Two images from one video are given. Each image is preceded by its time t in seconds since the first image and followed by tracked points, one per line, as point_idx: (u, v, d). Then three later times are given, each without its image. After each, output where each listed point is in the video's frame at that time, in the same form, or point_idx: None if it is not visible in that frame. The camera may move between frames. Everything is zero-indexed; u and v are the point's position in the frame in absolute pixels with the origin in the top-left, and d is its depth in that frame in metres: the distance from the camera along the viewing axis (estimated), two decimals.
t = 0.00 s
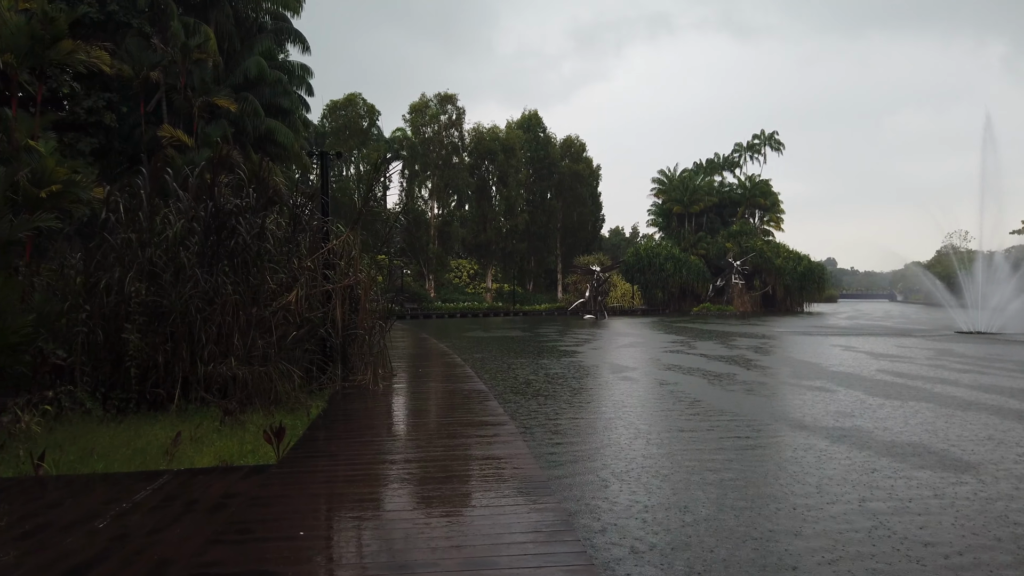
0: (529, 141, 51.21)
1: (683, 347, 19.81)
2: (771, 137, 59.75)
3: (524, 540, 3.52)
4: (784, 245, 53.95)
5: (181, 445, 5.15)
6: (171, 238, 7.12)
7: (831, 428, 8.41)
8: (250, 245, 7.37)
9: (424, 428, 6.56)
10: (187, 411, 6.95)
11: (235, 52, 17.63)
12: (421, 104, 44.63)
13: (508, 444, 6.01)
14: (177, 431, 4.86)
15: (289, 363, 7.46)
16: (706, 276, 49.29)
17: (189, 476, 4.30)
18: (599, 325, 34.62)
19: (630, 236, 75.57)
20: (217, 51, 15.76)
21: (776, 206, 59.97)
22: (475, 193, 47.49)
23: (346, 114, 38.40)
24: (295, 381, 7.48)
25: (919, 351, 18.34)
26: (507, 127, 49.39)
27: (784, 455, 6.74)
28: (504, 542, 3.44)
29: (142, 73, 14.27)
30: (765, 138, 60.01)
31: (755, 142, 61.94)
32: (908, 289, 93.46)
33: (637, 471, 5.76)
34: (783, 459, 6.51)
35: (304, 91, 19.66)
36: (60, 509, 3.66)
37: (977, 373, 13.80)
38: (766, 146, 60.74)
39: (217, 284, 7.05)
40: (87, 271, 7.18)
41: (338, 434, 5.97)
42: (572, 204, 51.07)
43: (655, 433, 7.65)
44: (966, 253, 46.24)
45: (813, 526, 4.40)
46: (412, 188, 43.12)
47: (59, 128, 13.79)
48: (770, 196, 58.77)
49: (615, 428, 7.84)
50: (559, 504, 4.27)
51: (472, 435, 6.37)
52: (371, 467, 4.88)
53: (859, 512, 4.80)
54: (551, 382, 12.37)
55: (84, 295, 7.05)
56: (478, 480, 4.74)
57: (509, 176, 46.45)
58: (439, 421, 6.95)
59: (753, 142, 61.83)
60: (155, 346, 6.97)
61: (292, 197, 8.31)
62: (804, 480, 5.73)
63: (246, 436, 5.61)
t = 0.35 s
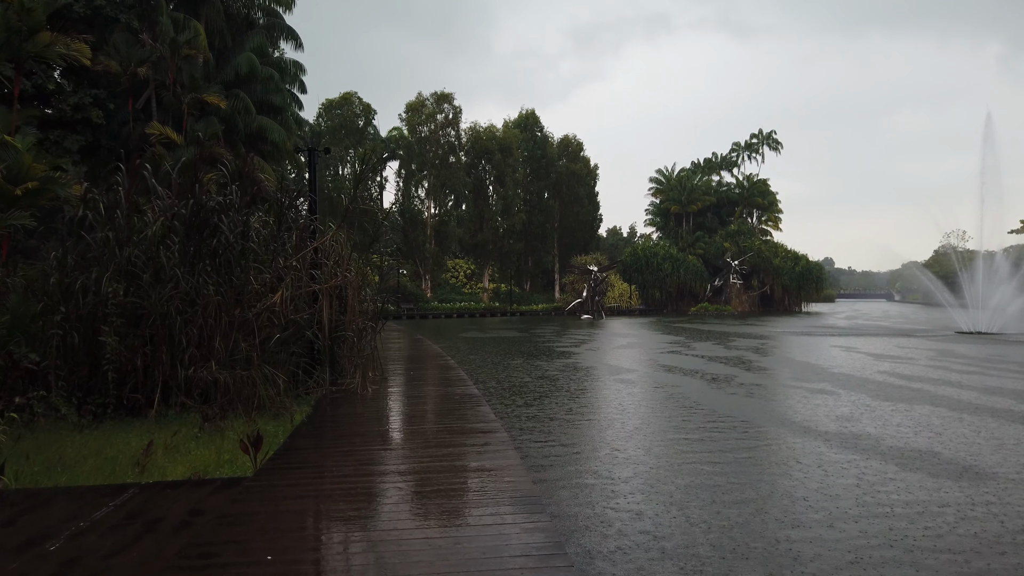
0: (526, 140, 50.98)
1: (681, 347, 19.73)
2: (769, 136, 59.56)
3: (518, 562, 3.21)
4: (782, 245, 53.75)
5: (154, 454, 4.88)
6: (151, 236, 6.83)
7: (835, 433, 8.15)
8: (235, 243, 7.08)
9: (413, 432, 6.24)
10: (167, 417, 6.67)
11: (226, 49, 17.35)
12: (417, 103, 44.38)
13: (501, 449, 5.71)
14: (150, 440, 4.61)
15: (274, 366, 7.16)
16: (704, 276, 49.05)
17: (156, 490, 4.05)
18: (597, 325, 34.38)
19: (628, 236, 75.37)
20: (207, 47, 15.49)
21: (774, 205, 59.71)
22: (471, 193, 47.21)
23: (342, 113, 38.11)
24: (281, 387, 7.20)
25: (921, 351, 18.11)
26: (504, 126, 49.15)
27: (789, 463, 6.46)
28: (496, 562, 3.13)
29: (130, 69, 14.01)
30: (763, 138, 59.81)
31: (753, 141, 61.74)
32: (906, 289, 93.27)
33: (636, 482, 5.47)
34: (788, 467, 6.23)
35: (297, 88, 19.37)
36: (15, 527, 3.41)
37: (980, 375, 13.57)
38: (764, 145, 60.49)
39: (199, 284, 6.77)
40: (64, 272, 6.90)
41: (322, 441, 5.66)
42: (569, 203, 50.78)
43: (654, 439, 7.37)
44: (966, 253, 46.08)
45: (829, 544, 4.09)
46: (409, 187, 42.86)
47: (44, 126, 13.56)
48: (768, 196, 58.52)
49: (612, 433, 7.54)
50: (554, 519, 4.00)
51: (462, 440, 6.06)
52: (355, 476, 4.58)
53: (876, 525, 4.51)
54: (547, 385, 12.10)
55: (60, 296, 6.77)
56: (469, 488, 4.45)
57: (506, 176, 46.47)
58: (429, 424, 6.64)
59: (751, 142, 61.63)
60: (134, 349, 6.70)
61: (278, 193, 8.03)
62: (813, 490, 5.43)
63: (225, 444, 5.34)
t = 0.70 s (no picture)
0: (526, 139, 50.74)
1: (684, 347, 19.45)
2: (770, 135, 59.32)
3: None
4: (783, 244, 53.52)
5: (134, 461, 4.63)
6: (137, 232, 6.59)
7: (846, 435, 7.88)
8: (225, 239, 6.83)
9: (410, 435, 5.99)
10: (155, 418, 6.42)
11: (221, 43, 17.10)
12: (416, 101, 44.11)
13: (500, 454, 5.46)
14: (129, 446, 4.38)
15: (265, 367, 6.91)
16: (704, 275, 48.83)
17: (131, 501, 3.81)
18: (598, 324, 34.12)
19: (628, 235, 75.14)
20: (201, 42, 15.24)
21: (775, 204, 59.44)
22: (471, 191, 46.93)
23: (341, 112, 37.86)
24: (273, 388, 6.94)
25: (926, 351, 17.87)
26: (505, 124, 48.94)
27: (800, 469, 6.21)
28: None
29: (123, 64, 13.78)
30: (764, 136, 59.58)
31: (754, 140, 61.52)
32: (908, 288, 92.98)
33: (643, 491, 5.21)
34: (799, 474, 5.97)
35: (294, 84, 19.12)
36: None
37: (988, 375, 13.34)
38: (765, 144, 60.21)
39: (186, 282, 6.52)
40: (46, 269, 6.66)
41: (314, 445, 5.40)
42: (569, 202, 50.53)
43: (659, 442, 7.11)
44: (969, 253, 45.83)
45: (858, 562, 3.81)
46: (408, 186, 42.60)
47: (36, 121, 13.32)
48: (769, 195, 58.26)
49: (616, 437, 7.28)
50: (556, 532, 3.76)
51: (460, 443, 5.80)
52: (347, 483, 4.33)
53: (903, 539, 4.24)
54: (548, 385, 11.85)
55: (44, 294, 6.53)
56: (468, 497, 4.20)
57: (506, 175, 46.18)
58: (427, 427, 6.39)
59: (752, 140, 61.41)
60: (120, 348, 6.46)
61: (270, 188, 7.76)
62: (829, 499, 5.18)
63: (210, 450, 5.09)
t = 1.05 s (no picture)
0: (526, 138, 50.49)
1: (687, 348, 19.23)
2: (771, 134, 59.06)
3: None
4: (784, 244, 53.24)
5: (115, 473, 4.39)
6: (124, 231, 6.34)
7: (858, 441, 7.63)
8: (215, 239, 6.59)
9: (408, 444, 5.72)
10: (142, 425, 6.17)
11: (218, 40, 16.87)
12: (416, 100, 43.85)
13: (504, 465, 5.19)
14: (109, 457, 4.14)
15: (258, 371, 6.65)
16: (706, 276, 48.56)
17: (107, 519, 3.55)
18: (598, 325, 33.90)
19: (628, 235, 74.80)
20: (197, 38, 15.01)
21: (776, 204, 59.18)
22: (472, 191, 46.68)
23: (341, 110, 37.54)
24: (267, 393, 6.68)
25: (932, 353, 17.62)
26: (505, 124, 48.69)
27: (814, 478, 5.94)
28: None
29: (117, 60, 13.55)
30: (765, 136, 59.30)
31: (755, 139, 61.27)
32: (909, 288, 92.69)
33: (655, 505, 4.94)
34: (816, 484, 5.71)
35: (292, 81, 18.85)
36: None
37: (997, 378, 13.09)
38: (766, 144, 59.95)
39: (175, 282, 6.27)
40: (31, 270, 6.42)
41: (308, 453, 5.13)
42: (570, 202, 50.30)
43: (668, 451, 6.84)
44: (972, 253, 45.58)
45: None
46: (408, 186, 42.39)
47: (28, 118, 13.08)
48: (770, 195, 58.00)
49: (622, 445, 7.01)
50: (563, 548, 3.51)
51: (460, 453, 5.54)
52: (341, 496, 4.09)
53: (935, 556, 3.98)
54: (550, 388, 11.59)
55: (28, 296, 6.29)
56: (469, 512, 3.94)
57: (506, 174, 45.92)
58: (427, 435, 6.12)
59: (753, 140, 61.14)
60: (107, 352, 6.22)
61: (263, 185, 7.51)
62: (849, 511, 4.92)
63: (196, 460, 4.84)
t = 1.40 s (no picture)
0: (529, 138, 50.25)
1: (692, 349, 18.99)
2: (776, 134, 58.74)
3: None
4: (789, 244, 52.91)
5: (94, 484, 4.14)
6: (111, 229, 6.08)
7: (872, 446, 7.36)
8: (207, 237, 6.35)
9: (406, 449, 5.47)
10: (129, 431, 5.92)
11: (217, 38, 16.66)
12: (419, 100, 43.64)
13: (504, 471, 4.92)
14: (86, 468, 3.90)
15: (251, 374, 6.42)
16: (710, 276, 48.25)
17: (75, 537, 3.31)
18: (602, 325, 33.61)
19: (632, 236, 74.45)
20: (195, 35, 14.79)
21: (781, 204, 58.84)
22: (474, 191, 46.45)
23: (343, 109, 37.31)
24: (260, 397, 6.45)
25: (941, 354, 17.32)
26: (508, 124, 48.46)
27: (831, 486, 5.68)
28: None
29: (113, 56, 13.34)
30: (770, 135, 58.98)
31: (759, 139, 60.95)
32: (914, 289, 92.20)
33: (663, 516, 4.70)
34: (832, 493, 5.45)
35: (292, 79, 18.64)
36: None
37: (1010, 379, 12.81)
38: (771, 143, 59.60)
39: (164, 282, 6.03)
40: (15, 270, 6.17)
41: (299, 459, 4.89)
42: (573, 202, 50.04)
43: (675, 457, 6.59)
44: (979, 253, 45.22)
45: None
46: (410, 185, 42.16)
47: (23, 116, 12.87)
48: (775, 194, 57.67)
49: (629, 451, 6.75)
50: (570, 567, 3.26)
51: (458, 459, 5.28)
52: (333, 508, 3.84)
53: None
54: (552, 391, 11.33)
55: (12, 296, 6.04)
56: (468, 521, 3.70)
57: (509, 174, 45.73)
58: (424, 441, 5.87)
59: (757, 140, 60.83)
60: (93, 355, 5.98)
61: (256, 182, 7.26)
62: (870, 524, 4.66)
63: (182, 470, 4.60)
